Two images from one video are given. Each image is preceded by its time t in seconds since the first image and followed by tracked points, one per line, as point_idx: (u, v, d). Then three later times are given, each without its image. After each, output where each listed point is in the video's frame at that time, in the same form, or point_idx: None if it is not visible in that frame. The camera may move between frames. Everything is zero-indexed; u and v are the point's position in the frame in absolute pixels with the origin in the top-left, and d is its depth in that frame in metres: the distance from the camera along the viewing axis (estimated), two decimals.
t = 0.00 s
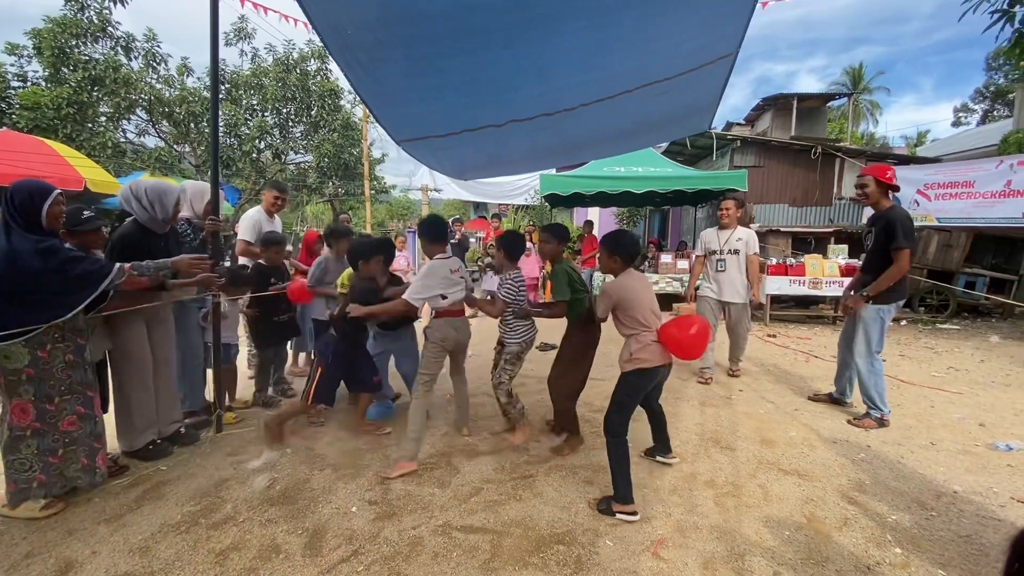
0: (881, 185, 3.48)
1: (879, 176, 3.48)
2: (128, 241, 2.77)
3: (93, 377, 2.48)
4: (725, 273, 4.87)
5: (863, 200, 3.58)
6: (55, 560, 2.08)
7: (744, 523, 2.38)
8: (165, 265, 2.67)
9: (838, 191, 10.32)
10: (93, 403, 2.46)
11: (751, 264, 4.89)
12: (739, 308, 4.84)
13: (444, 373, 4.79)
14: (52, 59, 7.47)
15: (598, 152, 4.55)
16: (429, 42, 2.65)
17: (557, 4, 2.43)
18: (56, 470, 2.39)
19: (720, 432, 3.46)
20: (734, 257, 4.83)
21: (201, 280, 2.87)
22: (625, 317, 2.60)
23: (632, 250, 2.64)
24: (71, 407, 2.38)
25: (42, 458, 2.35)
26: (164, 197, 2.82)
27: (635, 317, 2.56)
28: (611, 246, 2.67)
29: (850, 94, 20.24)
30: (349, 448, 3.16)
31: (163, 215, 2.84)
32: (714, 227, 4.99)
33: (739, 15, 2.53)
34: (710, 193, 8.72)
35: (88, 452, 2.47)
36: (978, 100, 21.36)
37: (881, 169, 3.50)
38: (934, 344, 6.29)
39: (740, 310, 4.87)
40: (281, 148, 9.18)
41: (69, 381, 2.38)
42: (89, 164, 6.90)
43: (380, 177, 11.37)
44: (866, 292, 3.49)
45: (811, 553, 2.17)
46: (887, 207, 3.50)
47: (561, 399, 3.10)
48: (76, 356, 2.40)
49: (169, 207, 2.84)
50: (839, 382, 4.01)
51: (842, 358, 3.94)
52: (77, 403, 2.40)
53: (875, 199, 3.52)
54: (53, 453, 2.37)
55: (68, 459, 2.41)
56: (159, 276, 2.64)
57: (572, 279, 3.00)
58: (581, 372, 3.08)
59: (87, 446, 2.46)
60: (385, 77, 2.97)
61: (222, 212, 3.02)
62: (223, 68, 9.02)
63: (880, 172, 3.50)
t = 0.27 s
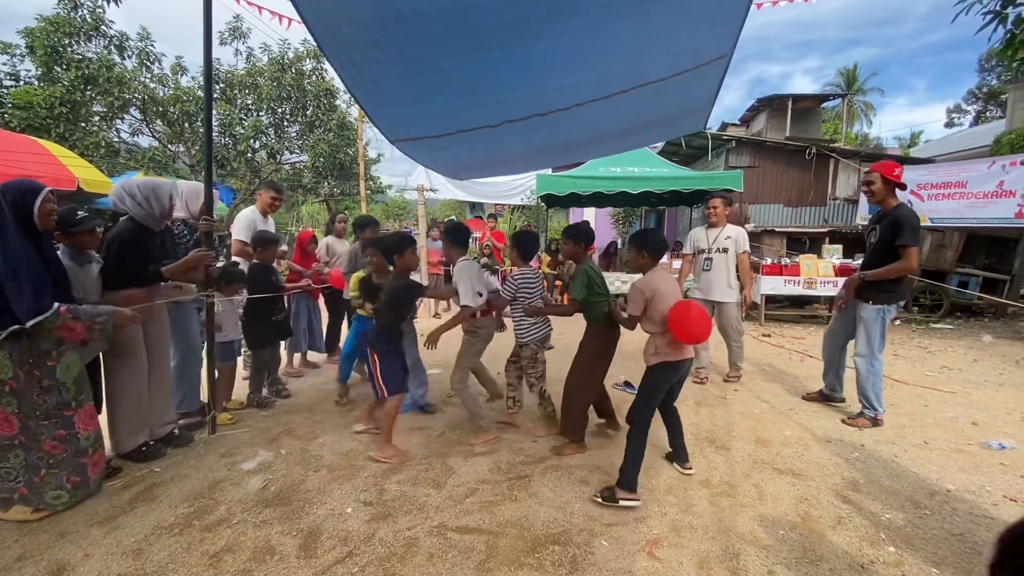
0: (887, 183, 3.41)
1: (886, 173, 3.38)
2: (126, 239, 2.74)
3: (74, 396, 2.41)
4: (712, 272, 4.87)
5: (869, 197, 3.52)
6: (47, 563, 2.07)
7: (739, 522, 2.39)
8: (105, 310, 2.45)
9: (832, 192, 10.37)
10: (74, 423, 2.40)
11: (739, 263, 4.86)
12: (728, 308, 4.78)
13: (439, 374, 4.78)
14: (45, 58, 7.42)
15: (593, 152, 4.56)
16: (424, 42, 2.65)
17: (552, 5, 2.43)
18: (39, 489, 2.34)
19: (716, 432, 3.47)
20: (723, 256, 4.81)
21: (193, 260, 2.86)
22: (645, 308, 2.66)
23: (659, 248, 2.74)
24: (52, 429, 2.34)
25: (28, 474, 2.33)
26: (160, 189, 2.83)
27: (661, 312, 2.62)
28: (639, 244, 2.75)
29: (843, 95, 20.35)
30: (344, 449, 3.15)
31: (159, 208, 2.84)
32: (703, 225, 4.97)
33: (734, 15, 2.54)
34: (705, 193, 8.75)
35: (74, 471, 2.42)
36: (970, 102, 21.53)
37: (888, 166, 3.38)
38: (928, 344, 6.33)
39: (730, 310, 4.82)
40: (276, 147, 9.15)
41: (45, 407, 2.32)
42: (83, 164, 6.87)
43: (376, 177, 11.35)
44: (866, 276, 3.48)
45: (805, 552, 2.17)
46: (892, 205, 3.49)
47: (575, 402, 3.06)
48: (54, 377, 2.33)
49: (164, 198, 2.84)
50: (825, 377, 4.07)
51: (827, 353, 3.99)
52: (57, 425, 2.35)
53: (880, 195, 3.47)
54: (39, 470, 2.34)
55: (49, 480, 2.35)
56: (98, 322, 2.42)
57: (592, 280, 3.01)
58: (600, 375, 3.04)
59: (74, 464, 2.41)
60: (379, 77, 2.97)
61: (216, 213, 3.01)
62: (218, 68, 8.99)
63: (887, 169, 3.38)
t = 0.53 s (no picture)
0: (886, 180, 3.39)
1: (885, 170, 3.37)
2: (123, 238, 2.74)
3: (39, 405, 2.28)
4: (704, 272, 4.89)
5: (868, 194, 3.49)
6: (39, 566, 2.05)
7: (734, 521, 2.39)
8: (46, 322, 2.27)
9: (827, 192, 10.42)
10: (38, 433, 2.28)
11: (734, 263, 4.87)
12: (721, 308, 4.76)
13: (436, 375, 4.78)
14: (38, 58, 7.37)
15: (590, 152, 4.56)
16: (421, 42, 2.64)
17: (548, 6, 2.43)
18: (11, 498, 2.26)
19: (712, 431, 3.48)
20: (717, 256, 4.82)
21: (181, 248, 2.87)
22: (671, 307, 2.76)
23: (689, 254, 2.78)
24: (15, 439, 2.24)
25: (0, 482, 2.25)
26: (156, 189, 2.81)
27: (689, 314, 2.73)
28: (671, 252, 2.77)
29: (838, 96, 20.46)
30: (340, 450, 3.14)
31: (156, 208, 2.82)
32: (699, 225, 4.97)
33: (730, 16, 2.54)
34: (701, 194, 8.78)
35: (42, 481, 2.31)
36: (962, 103, 21.70)
37: (888, 163, 3.37)
38: (921, 343, 6.36)
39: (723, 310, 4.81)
40: (272, 147, 9.12)
41: (8, 415, 2.22)
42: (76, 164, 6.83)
43: (372, 177, 11.33)
44: (875, 268, 3.45)
45: (800, 550, 2.18)
46: (894, 203, 3.48)
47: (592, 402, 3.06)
48: (18, 384, 2.21)
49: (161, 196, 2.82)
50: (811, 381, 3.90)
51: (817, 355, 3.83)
52: (20, 435, 2.24)
53: (879, 193, 3.45)
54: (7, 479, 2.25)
55: (20, 489, 2.27)
56: (33, 334, 2.22)
57: (606, 280, 3.02)
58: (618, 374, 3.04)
59: (43, 474, 2.31)
60: (375, 77, 2.95)
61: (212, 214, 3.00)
62: (212, 68, 8.95)
63: (887, 167, 3.37)
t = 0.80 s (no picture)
0: (881, 182, 3.27)
1: (880, 172, 3.23)
2: (115, 242, 2.71)
3: (21, 411, 2.24)
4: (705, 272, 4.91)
5: (862, 197, 3.37)
6: (32, 571, 2.04)
7: (731, 522, 2.40)
8: (36, 322, 2.30)
9: (822, 193, 10.48)
10: (17, 441, 2.22)
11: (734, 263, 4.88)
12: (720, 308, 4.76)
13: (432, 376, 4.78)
14: (31, 58, 7.32)
15: (586, 153, 4.57)
16: (416, 43, 2.64)
17: (544, 7, 2.43)
18: None
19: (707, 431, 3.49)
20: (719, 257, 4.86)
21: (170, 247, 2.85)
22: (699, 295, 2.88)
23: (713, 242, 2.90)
24: None
25: None
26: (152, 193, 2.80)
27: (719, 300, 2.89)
28: (694, 237, 2.91)
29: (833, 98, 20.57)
30: (336, 452, 3.14)
31: (150, 212, 2.80)
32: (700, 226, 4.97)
33: (726, 17, 2.56)
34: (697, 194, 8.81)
35: (8, 494, 2.22)
36: (955, 104, 21.88)
37: (883, 165, 3.22)
38: (915, 343, 6.40)
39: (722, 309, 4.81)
40: (267, 148, 9.11)
41: None
42: (69, 165, 6.79)
43: (368, 178, 11.32)
44: (881, 271, 3.30)
45: (796, 550, 2.19)
46: (890, 203, 3.36)
47: (611, 400, 3.04)
48: (6, 387, 2.18)
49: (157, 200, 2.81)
50: (821, 389, 3.64)
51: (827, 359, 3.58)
52: None
53: (873, 196, 3.32)
54: None
55: None
56: (26, 335, 2.25)
57: (607, 282, 3.03)
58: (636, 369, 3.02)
59: (7, 488, 2.21)
60: (371, 78, 2.95)
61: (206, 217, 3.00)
62: (208, 68, 8.92)
63: (882, 169, 3.22)
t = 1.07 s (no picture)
0: (878, 182, 3.26)
1: (877, 172, 3.22)
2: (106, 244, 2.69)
3: (22, 411, 2.25)
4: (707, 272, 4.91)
5: (858, 197, 3.35)
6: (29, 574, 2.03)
7: (728, 522, 2.41)
8: (38, 322, 2.29)
9: (818, 193, 10.52)
10: (16, 439, 2.23)
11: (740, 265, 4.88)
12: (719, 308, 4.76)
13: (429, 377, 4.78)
14: (26, 59, 7.29)
15: (583, 154, 4.58)
16: (414, 44, 2.64)
17: (541, 9, 2.44)
18: None
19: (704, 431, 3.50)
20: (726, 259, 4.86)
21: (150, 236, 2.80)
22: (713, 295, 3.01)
23: (717, 246, 3.02)
24: None
25: None
26: (137, 194, 2.74)
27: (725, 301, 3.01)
28: (700, 241, 3.03)
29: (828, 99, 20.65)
30: (334, 453, 3.14)
31: (134, 214, 2.75)
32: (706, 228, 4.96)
33: (722, 18, 2.57)
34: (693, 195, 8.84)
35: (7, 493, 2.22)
36: (950, 105, 22.00)
37: (880, 165, 3.21)
38: (911, 343, 6.43)
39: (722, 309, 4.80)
40: (264, 149, 9.10)
41: None
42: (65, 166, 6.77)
43: (365, 179, 11.31)
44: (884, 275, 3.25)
45: (793, 550, 2.20)
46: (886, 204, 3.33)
47: (620, 402, 3.05)
48: (7, 388, 2.18)
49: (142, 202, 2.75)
50: (856, 403, 3.44)
51: (849, 370, 3.44)
52: None
53: (871, 196, 3.31)
54: None
55: None
56: (30, 334, 2.24)
57: (625, 285, 3.09)
58: (646, 372, 3.07)
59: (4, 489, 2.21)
60: (368, 79, 2.95)
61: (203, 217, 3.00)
62: (204, 69, 8.90)
63: (879, 169, 3.22)
